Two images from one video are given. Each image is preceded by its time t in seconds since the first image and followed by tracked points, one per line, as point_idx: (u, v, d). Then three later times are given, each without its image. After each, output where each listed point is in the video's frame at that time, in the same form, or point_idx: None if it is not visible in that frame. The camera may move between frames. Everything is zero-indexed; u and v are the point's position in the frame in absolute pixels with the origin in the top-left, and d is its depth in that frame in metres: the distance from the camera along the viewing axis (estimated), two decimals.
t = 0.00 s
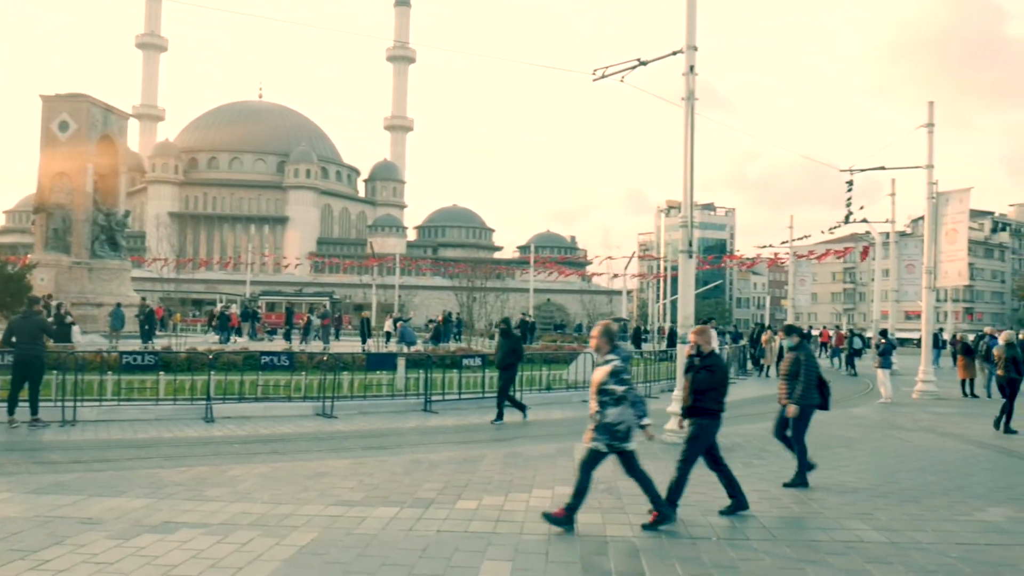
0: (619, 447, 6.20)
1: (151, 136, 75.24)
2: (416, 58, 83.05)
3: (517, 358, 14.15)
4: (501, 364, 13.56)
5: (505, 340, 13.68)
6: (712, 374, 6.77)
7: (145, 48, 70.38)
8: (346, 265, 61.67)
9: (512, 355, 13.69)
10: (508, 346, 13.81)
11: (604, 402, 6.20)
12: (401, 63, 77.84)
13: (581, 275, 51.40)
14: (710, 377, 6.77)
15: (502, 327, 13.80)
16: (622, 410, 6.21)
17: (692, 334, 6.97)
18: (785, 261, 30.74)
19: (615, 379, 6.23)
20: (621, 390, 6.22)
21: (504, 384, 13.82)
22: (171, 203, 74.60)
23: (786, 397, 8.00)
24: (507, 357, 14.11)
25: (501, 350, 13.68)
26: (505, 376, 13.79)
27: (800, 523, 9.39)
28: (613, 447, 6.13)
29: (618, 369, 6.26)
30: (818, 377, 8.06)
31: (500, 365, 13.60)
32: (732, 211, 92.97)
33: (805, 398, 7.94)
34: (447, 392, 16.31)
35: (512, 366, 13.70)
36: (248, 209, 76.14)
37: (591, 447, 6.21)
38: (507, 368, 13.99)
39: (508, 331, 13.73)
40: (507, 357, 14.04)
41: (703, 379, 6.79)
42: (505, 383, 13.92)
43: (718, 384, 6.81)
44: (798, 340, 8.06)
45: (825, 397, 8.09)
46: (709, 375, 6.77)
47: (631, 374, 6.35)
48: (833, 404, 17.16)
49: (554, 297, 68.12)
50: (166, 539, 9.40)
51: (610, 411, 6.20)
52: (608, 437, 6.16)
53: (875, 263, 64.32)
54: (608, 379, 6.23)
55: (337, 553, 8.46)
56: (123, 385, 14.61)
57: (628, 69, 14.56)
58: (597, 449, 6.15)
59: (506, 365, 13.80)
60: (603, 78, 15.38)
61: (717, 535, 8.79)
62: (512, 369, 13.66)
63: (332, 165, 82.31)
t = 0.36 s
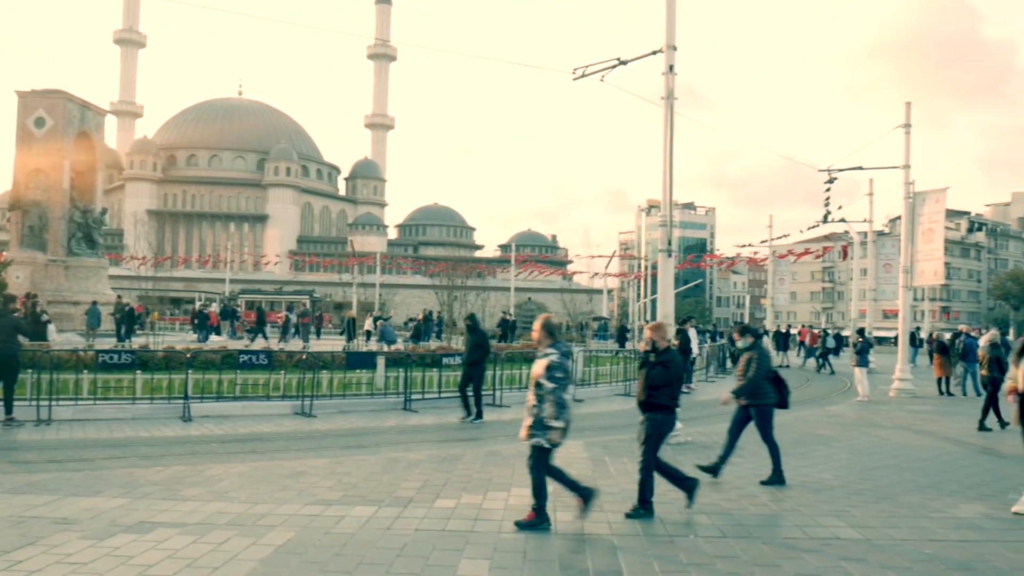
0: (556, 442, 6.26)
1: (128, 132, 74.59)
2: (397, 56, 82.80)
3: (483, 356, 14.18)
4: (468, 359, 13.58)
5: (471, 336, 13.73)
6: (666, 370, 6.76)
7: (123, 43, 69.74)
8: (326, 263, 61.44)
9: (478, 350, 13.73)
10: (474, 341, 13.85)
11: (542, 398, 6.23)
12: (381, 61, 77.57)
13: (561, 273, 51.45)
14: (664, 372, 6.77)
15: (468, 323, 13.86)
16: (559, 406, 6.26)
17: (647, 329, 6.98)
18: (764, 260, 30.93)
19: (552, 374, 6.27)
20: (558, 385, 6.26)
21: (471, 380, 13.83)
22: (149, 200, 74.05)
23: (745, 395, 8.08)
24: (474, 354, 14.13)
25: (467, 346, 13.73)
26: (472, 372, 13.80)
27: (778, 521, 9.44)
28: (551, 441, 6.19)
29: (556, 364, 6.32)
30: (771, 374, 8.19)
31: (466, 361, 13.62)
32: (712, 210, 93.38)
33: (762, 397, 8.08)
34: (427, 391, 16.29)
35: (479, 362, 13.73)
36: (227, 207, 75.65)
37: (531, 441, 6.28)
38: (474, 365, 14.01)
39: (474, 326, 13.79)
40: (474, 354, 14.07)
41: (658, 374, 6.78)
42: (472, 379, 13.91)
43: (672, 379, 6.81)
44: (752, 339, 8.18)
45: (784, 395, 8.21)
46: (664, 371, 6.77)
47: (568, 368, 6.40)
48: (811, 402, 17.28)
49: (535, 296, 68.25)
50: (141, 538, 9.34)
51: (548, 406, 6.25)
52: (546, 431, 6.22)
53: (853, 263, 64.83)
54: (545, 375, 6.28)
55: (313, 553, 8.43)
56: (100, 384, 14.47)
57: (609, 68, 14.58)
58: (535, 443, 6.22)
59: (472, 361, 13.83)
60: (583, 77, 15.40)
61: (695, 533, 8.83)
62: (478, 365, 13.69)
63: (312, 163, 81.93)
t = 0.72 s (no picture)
0: (503, 440, 6.34)
1: (106, 129, 73.93)
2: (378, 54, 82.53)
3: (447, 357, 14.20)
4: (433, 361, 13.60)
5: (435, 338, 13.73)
6: (623, 365, 6.78)
7: (100, 40, 69.07)
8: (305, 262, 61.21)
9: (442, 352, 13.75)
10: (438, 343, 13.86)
11: (483, 395, 6.34)
12: (361, 59, 77.29)
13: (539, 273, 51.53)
14: (621, 367, 6.79)
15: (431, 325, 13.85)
16: (501, 403, 6.37)
17: (604, 325, 7.03)
18: (743, 261, 31.12)
19: (489, 370, 6.38)
20: (496, 382, 6.37)
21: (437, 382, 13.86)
22: (126, 198, 73.46)
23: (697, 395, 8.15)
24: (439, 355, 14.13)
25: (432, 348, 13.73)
26: (438, 374, 13.83)
27: (754, 519, 9.50)
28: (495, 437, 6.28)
29: (495, 361, 6.42)
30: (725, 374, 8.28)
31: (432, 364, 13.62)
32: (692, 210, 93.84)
33: (713, 398, 8.14)
34: (405, 391, 16.26)
35: (444, 363, 13.75)
36: (206, 205, 75.16)
37: (477, 441, 6.38)
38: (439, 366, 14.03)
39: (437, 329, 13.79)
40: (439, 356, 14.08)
41: (615, 369, 6.80)
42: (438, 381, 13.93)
43: (630, 374, 6.84)
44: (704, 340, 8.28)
45: (733, 395, 8.29)
46: (622, 365, 6.79)
47: (509, 365, 6.51)
48: (788, 401, 17.40)
49: (515, 295, 68.46)
50: (116, 540, 9.26)
51: (491, 405, 6.35)
52: (487, 428, 6.32)
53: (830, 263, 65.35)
54: (485, 371, 6.38)
55: (289, 552, 8.40)
56: (76, 384, 14.34)
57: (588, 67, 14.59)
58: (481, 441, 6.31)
59: (437, 363, 13.84)
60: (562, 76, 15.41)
61: (672, 531, 8.86)
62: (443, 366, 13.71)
63: (291, 161, 81.52)
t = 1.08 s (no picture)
0: (438, 444, 6.32)
1: (81, 126, 73.16)
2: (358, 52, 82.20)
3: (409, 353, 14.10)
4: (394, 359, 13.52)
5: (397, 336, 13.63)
6: (580, 367, 6.78)
7: (75, 35, 68.30)
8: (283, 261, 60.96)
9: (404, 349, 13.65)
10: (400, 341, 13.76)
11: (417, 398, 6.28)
12: (340, 57, 76.95)
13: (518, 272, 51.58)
14: (577, 369, 6.79)
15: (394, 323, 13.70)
16: (437, 406, 6.33)
17: (559, 328, 7.01)
18: (721, 260, 31.30)
19: (424, 373, 6.35)
20: (432, 386, 6.32)
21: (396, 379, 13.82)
22: (102, 196, 72.75)
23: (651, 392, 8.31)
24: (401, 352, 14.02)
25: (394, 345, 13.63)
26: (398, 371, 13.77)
27: (729, 517, 9.54)
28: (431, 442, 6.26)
29: (429, 363, 6.38)
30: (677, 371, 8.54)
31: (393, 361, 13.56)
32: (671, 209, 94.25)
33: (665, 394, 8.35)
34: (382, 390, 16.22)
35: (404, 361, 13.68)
36: (183, 203, 74.56)
37: (413, 445, 6.36)
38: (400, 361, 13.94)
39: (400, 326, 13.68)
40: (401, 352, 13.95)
41: (571, 371, 6.81)
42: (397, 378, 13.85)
43: (587, 375, 6.83)
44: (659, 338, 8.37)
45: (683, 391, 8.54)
46: (578, 367, 6.78)
47: (446, 368, 6.47)
48: (765, 400, 17.52)
49: (495, 295, 68.46)
50: (88, 541, 9.17)
51: (427, 409, 6.30)
52: (424, 433, 6.30)
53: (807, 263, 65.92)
54: (420, 374, 6.35)
55: (263, 553, 8.34)
56: (49, 385, 14.16)
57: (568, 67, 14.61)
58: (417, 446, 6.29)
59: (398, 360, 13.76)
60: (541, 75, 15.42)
61: (649, 530, 8.88)
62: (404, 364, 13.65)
63: (270, 159, 81.07)
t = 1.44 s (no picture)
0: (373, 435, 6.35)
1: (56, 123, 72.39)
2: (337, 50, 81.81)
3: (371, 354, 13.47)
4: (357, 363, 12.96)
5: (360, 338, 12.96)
6: (533, 367, 6.75)
7: (50, 31, 67.54)
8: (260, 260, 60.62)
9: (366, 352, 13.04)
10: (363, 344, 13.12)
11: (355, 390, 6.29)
12: (319, 54, 76.59)
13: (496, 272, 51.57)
14: (530, 371, 6.75)
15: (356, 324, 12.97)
16: (374, 399, 6.36)
17: (512, 326, 6.95)
18: (699, 260, 31.48)
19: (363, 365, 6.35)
20: (372, 378, 6.33)
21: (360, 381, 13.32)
22: (77, 194, 72.05)
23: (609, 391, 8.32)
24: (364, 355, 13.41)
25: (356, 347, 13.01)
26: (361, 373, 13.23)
27: (703, 515, 9.59)
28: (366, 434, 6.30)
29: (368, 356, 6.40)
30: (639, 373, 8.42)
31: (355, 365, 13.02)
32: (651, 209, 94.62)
33: (620, 391, 8.30)
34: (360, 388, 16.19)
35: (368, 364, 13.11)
36: (159, 201, 73.92)
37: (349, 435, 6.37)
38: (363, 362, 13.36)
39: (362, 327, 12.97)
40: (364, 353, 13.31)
41: (524, 372, 6.75)
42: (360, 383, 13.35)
43: (539, 377, 6.81)
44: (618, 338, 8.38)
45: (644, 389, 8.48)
46: (531, 368, 6.75)
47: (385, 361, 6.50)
48: (742, 398, 17.64)
49: (474, 294, 68.48)
50: (60, 542, 9.07)
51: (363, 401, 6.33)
52: (359, 424, 6.34)
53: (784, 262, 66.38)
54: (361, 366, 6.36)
55: (238, 553, 8.29)
56: (22, 384, 13.98)
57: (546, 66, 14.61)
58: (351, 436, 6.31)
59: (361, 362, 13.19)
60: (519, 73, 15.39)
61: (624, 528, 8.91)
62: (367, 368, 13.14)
63: (247, 157, 80.56)
